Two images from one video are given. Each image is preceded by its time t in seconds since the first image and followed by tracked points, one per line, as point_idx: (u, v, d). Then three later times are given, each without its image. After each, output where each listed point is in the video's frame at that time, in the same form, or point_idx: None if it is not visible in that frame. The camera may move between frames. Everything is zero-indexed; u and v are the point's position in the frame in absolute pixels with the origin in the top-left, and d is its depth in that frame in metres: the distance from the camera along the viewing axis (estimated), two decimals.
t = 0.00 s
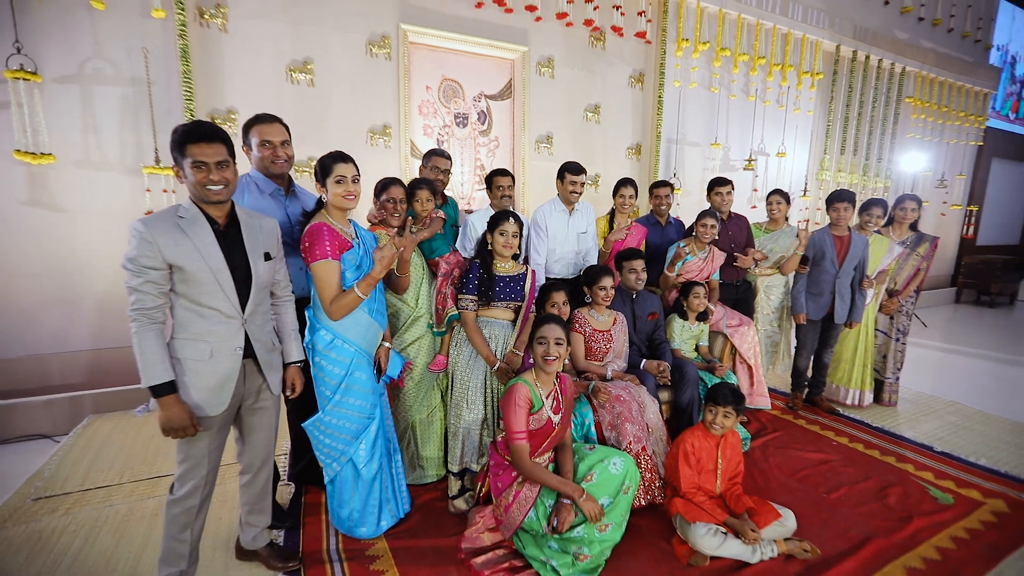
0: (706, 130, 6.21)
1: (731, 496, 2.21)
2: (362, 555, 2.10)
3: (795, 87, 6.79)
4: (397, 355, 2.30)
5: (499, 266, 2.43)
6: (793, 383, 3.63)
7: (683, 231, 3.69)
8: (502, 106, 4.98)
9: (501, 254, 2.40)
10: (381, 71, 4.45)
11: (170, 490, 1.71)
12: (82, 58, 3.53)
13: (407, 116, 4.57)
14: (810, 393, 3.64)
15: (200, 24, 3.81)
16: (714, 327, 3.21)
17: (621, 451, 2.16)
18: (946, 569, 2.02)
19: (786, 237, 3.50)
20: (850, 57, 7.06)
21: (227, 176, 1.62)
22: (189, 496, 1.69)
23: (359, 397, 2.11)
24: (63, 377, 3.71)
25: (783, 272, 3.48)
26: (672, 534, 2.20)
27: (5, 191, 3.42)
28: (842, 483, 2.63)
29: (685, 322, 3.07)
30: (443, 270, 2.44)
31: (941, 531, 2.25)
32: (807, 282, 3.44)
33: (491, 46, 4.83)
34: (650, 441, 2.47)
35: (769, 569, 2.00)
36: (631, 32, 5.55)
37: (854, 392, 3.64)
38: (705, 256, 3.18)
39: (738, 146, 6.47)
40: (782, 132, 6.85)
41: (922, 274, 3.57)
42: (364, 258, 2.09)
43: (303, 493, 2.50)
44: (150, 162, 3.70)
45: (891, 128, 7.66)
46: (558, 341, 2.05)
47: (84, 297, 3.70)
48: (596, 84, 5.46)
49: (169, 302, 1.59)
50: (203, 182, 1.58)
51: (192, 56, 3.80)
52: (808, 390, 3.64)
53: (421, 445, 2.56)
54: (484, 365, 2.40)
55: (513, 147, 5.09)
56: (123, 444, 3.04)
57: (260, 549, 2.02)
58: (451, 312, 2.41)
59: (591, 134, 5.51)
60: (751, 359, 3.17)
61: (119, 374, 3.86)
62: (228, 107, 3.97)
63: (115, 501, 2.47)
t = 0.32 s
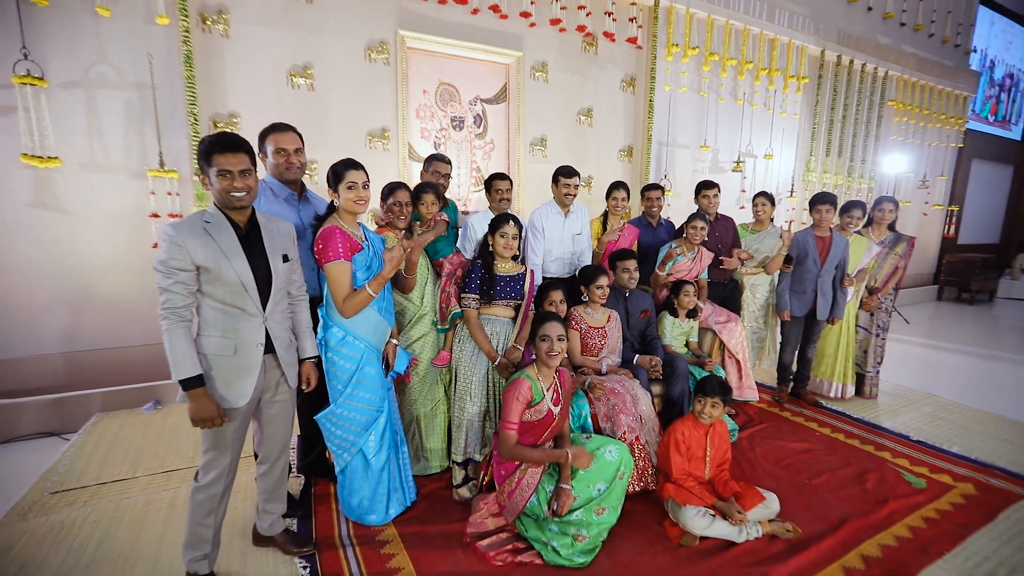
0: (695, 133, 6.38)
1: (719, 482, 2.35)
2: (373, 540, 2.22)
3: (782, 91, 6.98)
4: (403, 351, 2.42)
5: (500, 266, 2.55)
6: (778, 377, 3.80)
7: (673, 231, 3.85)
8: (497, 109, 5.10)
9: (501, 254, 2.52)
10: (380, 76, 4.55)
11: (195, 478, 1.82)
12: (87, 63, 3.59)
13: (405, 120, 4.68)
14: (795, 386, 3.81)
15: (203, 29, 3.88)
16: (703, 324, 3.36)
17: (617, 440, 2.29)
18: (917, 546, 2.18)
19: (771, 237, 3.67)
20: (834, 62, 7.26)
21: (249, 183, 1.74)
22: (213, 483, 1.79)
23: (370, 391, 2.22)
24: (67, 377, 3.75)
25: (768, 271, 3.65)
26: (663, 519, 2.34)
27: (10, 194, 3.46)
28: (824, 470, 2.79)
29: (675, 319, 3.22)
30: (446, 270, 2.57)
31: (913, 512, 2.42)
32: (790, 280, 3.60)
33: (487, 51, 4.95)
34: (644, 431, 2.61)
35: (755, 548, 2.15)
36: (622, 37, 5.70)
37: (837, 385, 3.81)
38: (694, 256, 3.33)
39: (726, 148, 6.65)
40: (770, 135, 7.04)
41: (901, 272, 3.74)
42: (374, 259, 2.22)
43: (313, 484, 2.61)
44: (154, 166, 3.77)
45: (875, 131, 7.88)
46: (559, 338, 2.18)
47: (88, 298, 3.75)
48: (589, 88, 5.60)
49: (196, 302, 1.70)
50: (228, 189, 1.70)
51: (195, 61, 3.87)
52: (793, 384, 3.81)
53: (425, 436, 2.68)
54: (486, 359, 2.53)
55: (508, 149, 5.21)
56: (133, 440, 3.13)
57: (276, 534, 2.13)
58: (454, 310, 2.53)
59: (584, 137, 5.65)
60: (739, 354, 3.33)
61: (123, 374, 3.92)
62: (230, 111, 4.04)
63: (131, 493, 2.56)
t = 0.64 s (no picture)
0: (688, 134, 6.51)
1: (710, 471, 2.47)
2: (380, 528, 2.32)
3: (772, 93, 7.11)
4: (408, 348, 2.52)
5: (500, 265, 2.65)
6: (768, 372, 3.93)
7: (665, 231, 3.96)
8: (494, 111, 5.19)
9: (502, 254, 2.63)
10: (379, 79, 4.63)
11: (212, 468, 1.91)
12: (91, 67, 3.61)
13: (404, 122, 4.76)
14: (784, 381, 3.94)
15: (205, 33, 3.93)
16: (696, 321, 3.48)
17: (613, 431, 2.40)
18: (895, 529, 2.31)
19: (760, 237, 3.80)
20: (824, 64, 7.41)
21: (264, 188, 1.83)
22: (230, 473, 1.88)
23: (376, 385, 2.32)
24: (73, 376, 3.79)
25: (757, 269, 3.76)
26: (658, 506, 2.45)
27: (15, 196, 3.49)
28: (810, 459, 2.92)
29: (668, 316, 3.34)
30: (449, 269, 2.68)
31: (894, 498, 2.55)
32: (779, 278, 3.73)
33: (483, 54, 5.04)
34: (638, 423, 2.72)
35: (743, 532, 2.27)
36: (616, 41, 5.81)
37: (824, 379, 3.94)
38: (685, 255, 3.45)
39: (718, 149, 6.78)
40: (761, 136, 7.17)
41: (884, 270, 3.87)
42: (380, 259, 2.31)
43: (320, 477, 2.71)
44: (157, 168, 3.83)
45: (863, 132, 8.04)
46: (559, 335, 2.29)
47: (92, 299, 3.78)
48: (583, 90, 5.71)
49: (215, 300, 1.79)
50: (244, 193, 1.78)
51: (197, 65, 3.92)
52: (783, 378, 3.94)
53: (428, 430, 2.78)
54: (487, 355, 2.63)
55: (504, 150, 5.30)
56: (141, 437, 3.20)
57: (288, 523, 2.23)
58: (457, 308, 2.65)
59: (579, 138, 5.76)
60: (730, 350, 3.46)
61: (128, 373, 3.97)
62: (232, 114, 4.09)
63: (143, 487, 2.64)
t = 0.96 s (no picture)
0: (683, 135, 6.64)
1: (703, 460, 2.58)
2: (390, 514, 2.43)
3: (766, 95, 7.24)
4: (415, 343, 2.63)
5: (503, 264, 2.78)
6: (761, 368, 4.06)
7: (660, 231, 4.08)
8: (493, 114, 5.31)
9: (505, 254, 2.74)
10: (381, 83, 4.74)
11: (232, 457, 2.01)
12: (101, 72, 3.70)
13: (406, 125, 4.87)
14: (776, 376, 4.08)
15: (212, 38, 4.03)
16: (690, 318, 3.61)
17: (611, 421, 2.50)
18: (879, 514, 2.44)
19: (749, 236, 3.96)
20: (816, 66, 7.54)
21: (282, 191, 1.94)
22: (249, 460, 1.99)
23: (385, 379, 2.43)
24: (83, 373, 3.88)
25: (749, 268, 3.88)
26: (653, 494, 2.58)
27: (28, 198, 3.58)
28: (799, 450, 3.04)
29: (663, 313, 3.47)
30: (453, 268, 2.79)
31: (878, 485, 2.68)
32: (770, 276, 3.85)
33: (483, 58, 5.15)
34: (636, 416, 2.84)
35: (735, 517, 2.39)
36: (613, 44, 5.93)
37: (815, 374, 4.07)
38: (679, 254, 3.58)
39: (713, 151, 6.92)
40: (754, 137, 7.31)
41: (873, 269, 4.00)
42: (389, 259, 2.43)
43: (330, 467, 2.82)
44: (167, 170, 3.93)
45: (855, 133, 8.19)
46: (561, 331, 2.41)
47: (103, 297, 3.87)
48: (581, 93, 5.83)
49: (236, 298, 1.90)
50: (263, 197, 1.90)
51: (204, 70, 4.01)
52: (774, 373, 4.08)
53: (433, 422, 2.89)
54: (491, 350, 2.75)
55: (504, 152, 5.42)
56: (154, 431, 3.30)
57: (302, 510, 2.34)
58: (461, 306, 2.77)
59: (576, 140, 5.88)
60: (723, 345, 3.59)
61: (137, 370, 4.07)
62: (237, 117, 4.18)
63: (160, 477, 2.75)
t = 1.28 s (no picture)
0: (681, 136, 6.73)
1: (699, 452, 2.68)
2: (397, 504, 2.53)
3: (762, 96, 7.34)
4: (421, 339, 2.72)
5: (506, 264, 2.88)
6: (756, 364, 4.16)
7: (658, 231, 4.17)
8: (494, 116, 5.40)
9: (508, 254, 2.84)
10: (384, 86, 4.82)
11: (247, 448, 2.10)
12: (111, 76, 3.78)
13: (408, 126, 4.95)
14: (771, 372, 4.18)
15: (218, 42, 4.11)
16: (687, 316, 3.71)
17: (609, 415, 2.59)
18: (867, 503, 2.54)
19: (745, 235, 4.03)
20: (812, 68, 7.63)
21: (295, 194, 2.02)
22: (265, 451, 2.08)
23: (393, 373, 2.52)
24: (95, 371, 3.97)
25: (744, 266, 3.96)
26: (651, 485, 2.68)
27: (40, 200, 3.66)
28: (792, 443, 3.14)
29: (661, 311, 3.56)
30: (457, 267, 2.86)
31: (868, 476, 2.78)
32: (765, 275, 3.97)
33: (483, 61, 5.24)
34: (634, 410, 2.93)
35: (729, 507, 2.49)
36: (611, 47, 6.02)
37: (809, 370, 4.18)
38: (675, 254, 3.67)
39: (710, 151, 7.01)
40: (751, 138, 7.40)
41: (865, 268, 4.09)
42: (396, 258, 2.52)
43: (338, 460, 2.92)
44: (176, 172, 4.02)
45: (851, 133, 8.29)
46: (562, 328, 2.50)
47: (113, 297, 3.96)
48: (580, 95, 5.92)
49: (252, 296, 1.99)
50: (277, 200, 1.98)
51: (212, 73, 4.09)
52: (770, 370, 4.18)
53: (438, 417, 2.99)
54: (494, 346, 2.84)
55: (504, 153, 5.50)
56: (165, 427, 3.39)
57: (313, 500, 2.44)
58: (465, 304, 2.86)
59: (576, 141, 5.97)
60: (718, 342, 3.70)
61: (147, 367, 4.16)
62: (243, 120, 4.26)
63: (174, 470, 2.85)
